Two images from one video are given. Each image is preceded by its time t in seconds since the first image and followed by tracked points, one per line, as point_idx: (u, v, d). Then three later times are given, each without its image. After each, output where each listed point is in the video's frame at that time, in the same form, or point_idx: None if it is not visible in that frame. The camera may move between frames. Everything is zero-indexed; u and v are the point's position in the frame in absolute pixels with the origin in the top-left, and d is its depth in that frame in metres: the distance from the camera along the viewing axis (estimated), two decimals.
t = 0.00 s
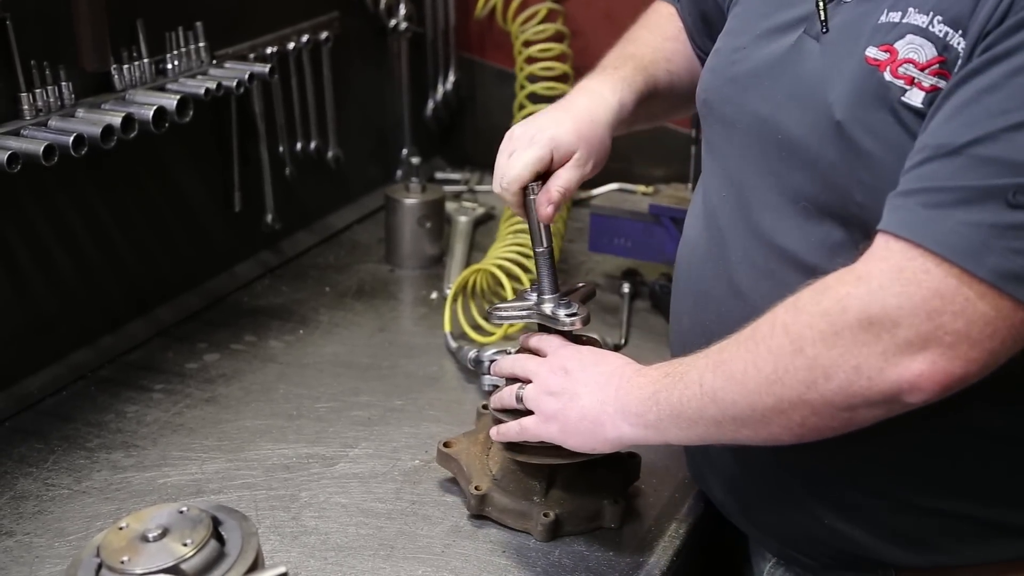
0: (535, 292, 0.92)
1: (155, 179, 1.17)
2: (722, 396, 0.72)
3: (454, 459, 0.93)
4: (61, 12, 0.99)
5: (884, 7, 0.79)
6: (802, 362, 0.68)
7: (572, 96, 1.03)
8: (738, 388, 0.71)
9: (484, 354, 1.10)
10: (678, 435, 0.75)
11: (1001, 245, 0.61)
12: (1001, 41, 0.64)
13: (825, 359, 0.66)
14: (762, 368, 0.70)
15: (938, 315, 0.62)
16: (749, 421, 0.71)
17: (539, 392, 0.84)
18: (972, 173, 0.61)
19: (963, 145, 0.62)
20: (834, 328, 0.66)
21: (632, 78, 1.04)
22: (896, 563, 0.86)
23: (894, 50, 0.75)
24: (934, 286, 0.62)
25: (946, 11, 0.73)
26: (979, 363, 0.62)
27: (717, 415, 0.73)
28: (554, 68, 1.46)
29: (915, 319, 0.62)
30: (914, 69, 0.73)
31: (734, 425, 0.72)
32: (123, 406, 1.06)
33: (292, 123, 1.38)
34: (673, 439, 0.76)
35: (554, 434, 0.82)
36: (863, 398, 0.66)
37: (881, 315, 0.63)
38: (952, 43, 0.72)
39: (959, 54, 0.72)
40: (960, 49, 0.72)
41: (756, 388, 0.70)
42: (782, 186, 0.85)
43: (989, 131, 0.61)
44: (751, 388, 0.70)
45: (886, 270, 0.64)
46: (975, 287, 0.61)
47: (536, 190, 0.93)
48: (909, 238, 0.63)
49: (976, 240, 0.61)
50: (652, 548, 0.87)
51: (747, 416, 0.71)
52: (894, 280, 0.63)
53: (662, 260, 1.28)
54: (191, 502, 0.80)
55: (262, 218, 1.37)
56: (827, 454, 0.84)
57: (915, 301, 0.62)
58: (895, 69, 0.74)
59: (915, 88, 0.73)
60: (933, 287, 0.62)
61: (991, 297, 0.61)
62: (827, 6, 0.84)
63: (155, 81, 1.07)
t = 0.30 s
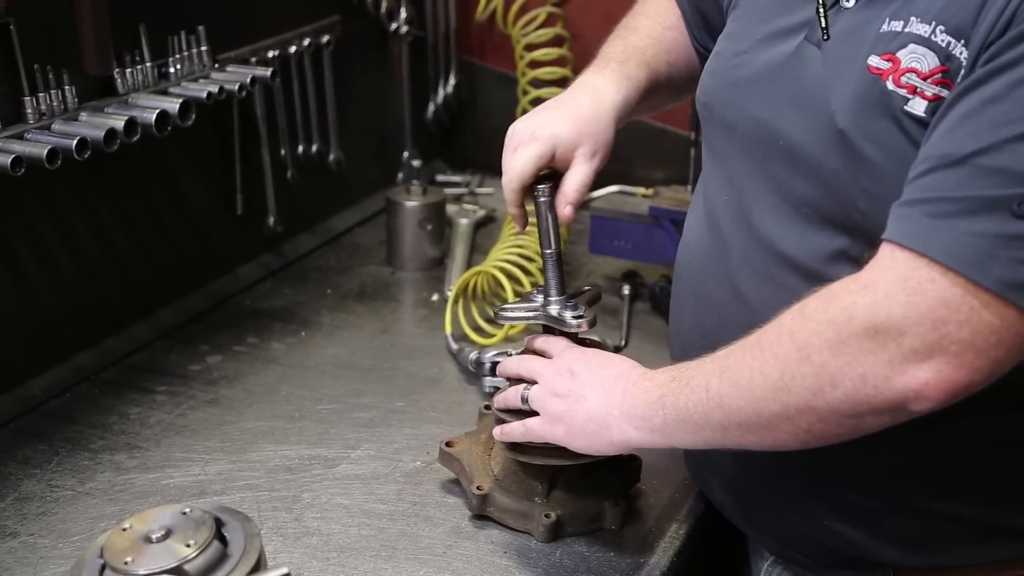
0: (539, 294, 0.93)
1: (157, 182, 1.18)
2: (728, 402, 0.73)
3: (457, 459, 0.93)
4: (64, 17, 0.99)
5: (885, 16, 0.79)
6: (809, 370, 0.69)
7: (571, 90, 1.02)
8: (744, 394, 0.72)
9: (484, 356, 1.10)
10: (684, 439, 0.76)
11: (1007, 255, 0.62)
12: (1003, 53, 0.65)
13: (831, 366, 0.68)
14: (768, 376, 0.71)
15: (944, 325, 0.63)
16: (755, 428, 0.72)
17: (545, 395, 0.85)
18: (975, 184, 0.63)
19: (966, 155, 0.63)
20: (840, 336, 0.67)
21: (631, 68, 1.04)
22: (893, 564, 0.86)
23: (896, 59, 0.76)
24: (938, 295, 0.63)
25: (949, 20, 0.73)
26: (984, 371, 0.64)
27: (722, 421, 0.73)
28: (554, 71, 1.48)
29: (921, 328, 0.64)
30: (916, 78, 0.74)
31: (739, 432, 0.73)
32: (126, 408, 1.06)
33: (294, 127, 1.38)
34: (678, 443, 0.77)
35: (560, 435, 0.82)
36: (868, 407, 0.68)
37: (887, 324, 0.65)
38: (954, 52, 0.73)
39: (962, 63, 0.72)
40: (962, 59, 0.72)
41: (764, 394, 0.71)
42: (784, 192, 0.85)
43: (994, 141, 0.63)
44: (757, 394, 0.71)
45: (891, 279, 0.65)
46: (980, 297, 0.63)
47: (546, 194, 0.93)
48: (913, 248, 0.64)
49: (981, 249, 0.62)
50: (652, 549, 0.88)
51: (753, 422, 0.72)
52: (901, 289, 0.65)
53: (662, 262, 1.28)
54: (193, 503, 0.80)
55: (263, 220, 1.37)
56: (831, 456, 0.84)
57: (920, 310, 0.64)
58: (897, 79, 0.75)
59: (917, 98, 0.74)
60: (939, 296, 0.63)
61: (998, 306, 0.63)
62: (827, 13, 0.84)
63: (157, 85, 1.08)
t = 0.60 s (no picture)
0: (527, 303, 0.98)
1: (178, 192, 1.23)
2: (714, 402, 0.78)
3: (459, 457, 0.99)
4: (89, 36, 1.05)
5: (867, 39, 0.84)
6: (791, 372, 0.74)
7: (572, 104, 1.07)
8: (731, 396, 0.77)
9: (487, 356, 1.16)
10: (674, 437, 0.81)
11: (980, 266, 0.66)
12: (980, 74, 0.69)
13: (811, 369, 0.73)
14: (753, 377, 0.76)
15: (918, 331, 0.68)
16: (741, 426, 0.78)
17: (541, 397, 0.90)
18: (949, 198, 0.67)
19: (941, 171, 0.68)
20: (821, 341, 0.72)
21: (626, 83, 1.09)
22: (878, 552, 0.89)
23: (877, 80, 0.80)
24: (914, 302, 0.68)
25: (926, 44, 0.78)
26: (956, 373, 0.69)
27: (710, 420, 0.79)
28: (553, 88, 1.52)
29: (897, 332, 0.69)
30: (896, 98, 0.78)
31: (727, 429, 0.79)
32: (149, 404, 1.12)
33: (307, 138, 1.44)
34: (668, 440, 0.82)
35: (556, 436, 0.88)
36: (847, 407, 0.73)
37: (865, 330, 0.70)
38: (931, 74, 0.77)
39: (938, 84, 0.77)
40: (939, 79, 0.77)
41: (751, 395, 0.76)
42: (773, 204, 0.90)
43: (968, 157, 0.66)
44: (742, 395, 0.76)
45: (869, 288, 0.70)
46: (953, 304, 0.67)
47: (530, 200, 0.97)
48: (891, 258, 0.69)
49: (954, 260, 0.66)
50: (646, 536, 0.93)
51: (739, 421, 0.77)
52: (879, 297, 0.69)
53: (654, 266, 1.33)
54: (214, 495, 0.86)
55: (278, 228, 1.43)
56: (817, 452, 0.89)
57: (897, 317, 0.68)
58: (878, 99, 0.80)
59: (897, 116, 0.78)
60: (913, 303, 0.68)
61: (971, 314, 0.67)
62: (813, 35, 0.90)
63: (178, 100, 1.13)
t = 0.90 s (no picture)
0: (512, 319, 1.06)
1: (202, 219, 1.32)
2: (694, 404, 0.85)
3: (460, 470, 1.06)
4: (124, 76, 1.14)
5: (835, 79, 0.92)
6: (763, 378, 0.80)
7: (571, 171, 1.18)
8: (708, 398, 0.84)
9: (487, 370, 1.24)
10: (659, 434, 0.88)
11: (936, 284, 0.72)
12: (936, 110, 0.77)
13: (781, 377, 0.79)
14: (728, 383, 0.83)
15: (878, 343, 0.74)
16: (720, 428, 0.84)
17: (535, 400, 0.97)
18: (907, 223, 0.74)
19: (900, 198, 0.74)
20: (793, 349, 0.78)
21: (621, 167, 1.20)
22: (849, 552, 0.97)
23: (844, 117, 0.88)
24: (878, 317, 0.74)
25: (888, 84, 0.86)
26: (914, 384, 0.75)
27: (691, 420, 0.86)
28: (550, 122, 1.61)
29: (859, 345, 0.75)
30: (862, 133, 0.86)
31: (706, 430, 0.85)
32: (175, 415, 1.20)
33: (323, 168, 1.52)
34: (653, 438, 0.89)
35: (550, 434, 0.95)
36: (813, 413, 0.79)
37: (831, 342, 0.76)
38: (893, 111, 0.85)
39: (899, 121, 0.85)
40: (900, 116, 0.85)
41: (726, 398, 0.83)
42: (751, 232, 0.97)
43: (924, 186, 0.73)
44: (718, 397, 0.83)
45: (835, 303, 0.76)
46: (911, 318, 0.73)
47: (512, 233, 1.06)
48: (856, 277, 0.75)
49: (912, 279, 0.72)
50: (638, 534, 1.00)
51: (716, 420, 0.84)
52: (842, 312, 0.76)
53: (642, 286, 1.40)
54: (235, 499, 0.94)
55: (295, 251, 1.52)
56: (793, 457, 0.96)
57: (859, 330, 0.75)
58: (845, 133, 0.87)
59: (862, 149, 0.86)
60: (875, 319, 0.74)
61: (926, 327, 0.73)
62: (788, 75, 0.98)
63: (203, 134, 1.22)
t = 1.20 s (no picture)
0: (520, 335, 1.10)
1: (218, 239, 1.37)
2: (690, 417, 0.89)
3: (463, 479, 1.11)
4: (143, 103, 1.20)
5: (822, 107, 0.96)
6: (757, 392, 0.85)
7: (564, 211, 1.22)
8: (703, 410, 0.88)
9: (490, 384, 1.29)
10: (655, 448, 0.92)
11: (921, 301, 0.76)
12: (919, 136, 0.81)
13: (775, 390, 0.84)
14: (723, 396, 0.87)
15: (868, 357, 0.78)
16: (715, 439, 0.89)
17: (535, 413, 1.02)
18: (893, 243, 0.78)
19: (886, 220, 0.79)
20: (784, 364, 0.83)
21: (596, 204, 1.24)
22: (837, 559, 1.01)
23: (832, 142, 0.92)
24: (865, 332, 0.78)
25: (874, 112, 0.90)
26: (901, 397, 0.79)
27: (687, 432, 0.90)
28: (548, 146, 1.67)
29: (849, 359, 0.79)
30: (848, 158, 0.90)
31: (701, 440, 0.90)
32: (190, 426, 1.25)
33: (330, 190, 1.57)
34: (652, 451, 0.93)
35: (550, 446, 0.99)
36: (805, 424, 0.84)
37: (822, 357, 0.80)
38: (879, 137, 0.89)
39: (885, 147, 0.89)
40: (885, 143, 0.89)
41: (722, 409, 0.87)
42: (743, 255, 1.01)
43: (910, 208, 0.78)
44: (714, 410, 0.88)
45: (825, 320, 0.81)
46: (897, 334, 0.77)
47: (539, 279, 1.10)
48: (845, 294, 0.79)
49: (899, 297, 0.76)
50: (631, 543, 1.04)
51: (713, 431, 0.88)
52: (832, 328, 0.80)
53: (637, 303, 1.44)
54: (247, 508, 0.99)
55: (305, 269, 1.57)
56: (782, 466, 0.99)
57: (848, 345, 0.79)
58: (833, 158, 0.91)
59: (850, 174, 0.90)
60: (864, 334, 0.78)
61: (911, 342, 0.77)
62: (778, 104, 1.02)
63: (218, 159, 1.27)
